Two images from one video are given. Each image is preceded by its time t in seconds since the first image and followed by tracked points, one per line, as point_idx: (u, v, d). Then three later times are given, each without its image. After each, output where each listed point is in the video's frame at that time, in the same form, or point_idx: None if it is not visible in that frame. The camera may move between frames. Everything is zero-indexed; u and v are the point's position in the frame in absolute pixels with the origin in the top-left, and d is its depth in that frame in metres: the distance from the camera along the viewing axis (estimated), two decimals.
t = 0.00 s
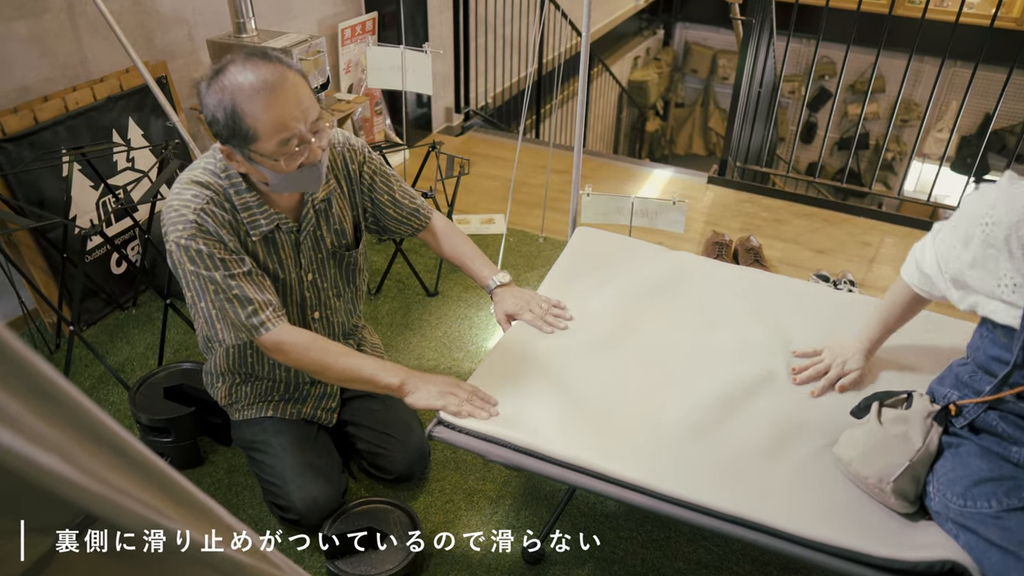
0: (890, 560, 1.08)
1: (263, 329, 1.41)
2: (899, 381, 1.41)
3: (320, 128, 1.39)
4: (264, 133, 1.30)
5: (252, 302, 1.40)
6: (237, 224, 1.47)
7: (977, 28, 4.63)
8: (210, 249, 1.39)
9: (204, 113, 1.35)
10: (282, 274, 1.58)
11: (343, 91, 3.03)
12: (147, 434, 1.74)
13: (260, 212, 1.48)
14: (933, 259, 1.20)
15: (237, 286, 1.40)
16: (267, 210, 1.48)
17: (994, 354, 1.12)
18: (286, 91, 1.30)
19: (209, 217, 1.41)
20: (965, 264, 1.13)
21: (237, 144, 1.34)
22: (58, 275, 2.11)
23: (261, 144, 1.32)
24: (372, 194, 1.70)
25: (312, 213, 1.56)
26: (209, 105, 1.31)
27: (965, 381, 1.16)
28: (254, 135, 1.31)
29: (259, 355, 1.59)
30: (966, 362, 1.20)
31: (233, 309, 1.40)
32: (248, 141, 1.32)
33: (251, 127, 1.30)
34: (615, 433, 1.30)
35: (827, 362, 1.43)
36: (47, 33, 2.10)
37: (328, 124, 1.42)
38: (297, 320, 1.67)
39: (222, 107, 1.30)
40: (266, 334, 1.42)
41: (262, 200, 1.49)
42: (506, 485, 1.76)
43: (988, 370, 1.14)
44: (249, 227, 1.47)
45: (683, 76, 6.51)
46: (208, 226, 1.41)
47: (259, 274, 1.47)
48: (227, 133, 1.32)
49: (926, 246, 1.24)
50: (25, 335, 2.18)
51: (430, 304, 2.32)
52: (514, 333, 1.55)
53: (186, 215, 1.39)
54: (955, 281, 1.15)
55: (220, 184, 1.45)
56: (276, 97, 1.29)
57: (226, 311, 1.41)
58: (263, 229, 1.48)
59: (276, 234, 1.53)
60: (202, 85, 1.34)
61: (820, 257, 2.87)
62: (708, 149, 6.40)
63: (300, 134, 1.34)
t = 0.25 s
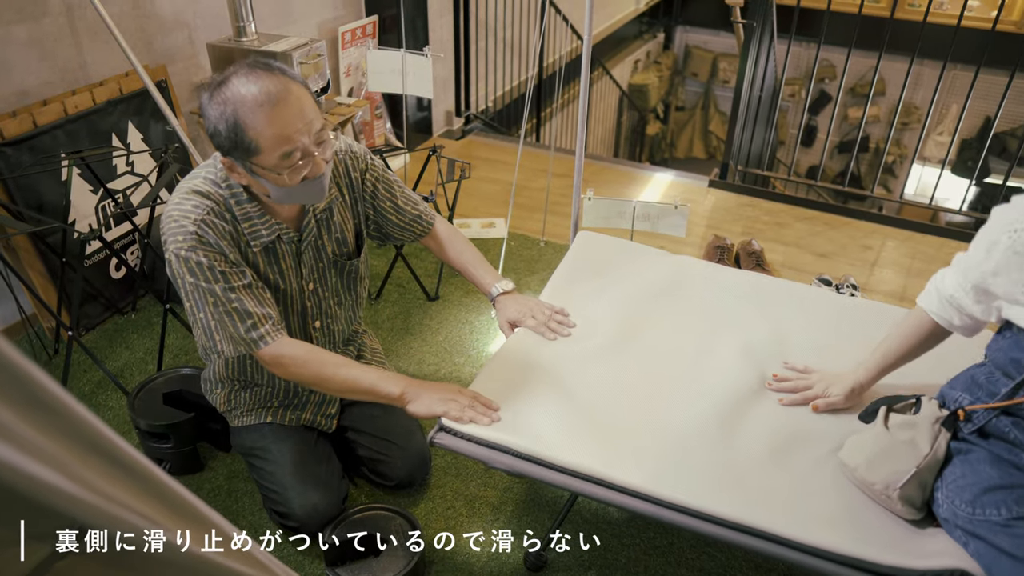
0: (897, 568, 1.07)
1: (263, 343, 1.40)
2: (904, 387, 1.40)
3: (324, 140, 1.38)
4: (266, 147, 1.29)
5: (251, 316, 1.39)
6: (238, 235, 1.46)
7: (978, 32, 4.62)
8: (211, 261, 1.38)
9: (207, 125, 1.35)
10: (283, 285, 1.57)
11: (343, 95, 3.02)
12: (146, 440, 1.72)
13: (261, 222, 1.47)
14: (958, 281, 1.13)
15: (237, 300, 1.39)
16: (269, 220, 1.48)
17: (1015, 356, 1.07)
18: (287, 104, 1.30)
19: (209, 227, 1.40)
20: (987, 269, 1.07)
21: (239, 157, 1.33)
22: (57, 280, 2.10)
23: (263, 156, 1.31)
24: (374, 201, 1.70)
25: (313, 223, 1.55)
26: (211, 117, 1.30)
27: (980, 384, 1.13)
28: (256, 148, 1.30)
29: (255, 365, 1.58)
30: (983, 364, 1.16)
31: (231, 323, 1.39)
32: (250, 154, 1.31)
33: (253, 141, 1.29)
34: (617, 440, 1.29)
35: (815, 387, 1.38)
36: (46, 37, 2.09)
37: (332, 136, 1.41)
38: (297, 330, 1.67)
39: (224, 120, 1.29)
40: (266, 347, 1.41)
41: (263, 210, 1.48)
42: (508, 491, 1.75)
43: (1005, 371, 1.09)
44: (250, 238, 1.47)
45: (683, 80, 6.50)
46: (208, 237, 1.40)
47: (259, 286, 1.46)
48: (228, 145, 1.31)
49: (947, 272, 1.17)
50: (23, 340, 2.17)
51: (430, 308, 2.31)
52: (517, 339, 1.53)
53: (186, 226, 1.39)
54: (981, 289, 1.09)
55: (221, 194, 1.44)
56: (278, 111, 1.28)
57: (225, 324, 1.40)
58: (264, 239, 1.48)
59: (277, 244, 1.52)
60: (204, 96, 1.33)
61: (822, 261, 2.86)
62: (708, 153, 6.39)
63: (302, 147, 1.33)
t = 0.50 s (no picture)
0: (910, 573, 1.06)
1: (262, 343, 1.39)
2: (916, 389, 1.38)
3: (320, 137, 1.36)
4: (261, 145, 1.28)
5: (247, 317, 1.38)
6: (236, 233, 1.45)
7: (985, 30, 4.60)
8: (207, 261, 1.37)
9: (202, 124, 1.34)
10: (282, 282, 1.55)
11: (347, 92, 3.00)
12: (148, 438, 1.71)
13: (259, 220, 1.45)
14: (986, 299, 1.04)
15: (234, 300, 1.38)
16: (266, 218, 1.46)
17: None
18: (282, 101, 1.28)
19: (205, 227, 1.39)
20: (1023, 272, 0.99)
21: (235, 157, 1.31)
22: (59, 276, 2.08)
23: (259, 154, 1.29)
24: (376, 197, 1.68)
25: (312, 220, 1.54)
26: (204, 118, 1.29)
27: (1000, 387, 1.08)
28: (252, 146, 1.28)
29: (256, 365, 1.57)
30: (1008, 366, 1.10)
31: (229, 321, 1.38)
32: (245, 152, 1.29)
33: (247, 139, 1.28)
34: (625, 443, 1.27)
35: (813, 402, 1.35)
36: (48, 32, 2.08)
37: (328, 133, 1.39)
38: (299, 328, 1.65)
39: (217, 119, 1.28)
40: (262, 348, 1.40)
41: (261, 208, 1.47)
42: (513, 491, 1.73)
43: None
44: (248, 235, 1.45)
45: (687, 78, 6.49)
46: (205, 237, 1.39)
47: (259, 286, 1.44)
48: (223, 145, 1.30)
49: (970, 288, 1.09)
50: (25, 337, 2.16)
51: (434, 306, 2.30)
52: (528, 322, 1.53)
53: (182, 225, 1.37)
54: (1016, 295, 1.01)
55: (218, 192, 1.43)
56: (274, 108, 1.27)
57: (224, 324, 1.39)
58: (262, 237, 1.46)
59: (275, 242, 1.50)
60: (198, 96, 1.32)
61: (827, 260, 2.84)
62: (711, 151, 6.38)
63: (299, 144, 1.32)
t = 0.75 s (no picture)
0: None
1: (234, 351, 1.41)
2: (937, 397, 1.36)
3: (307, 125, 1.35)
4: (246, 136, 1.27)
5: (226, 326, 1.40)
6: (226, 229, 1.45)
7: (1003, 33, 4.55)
8: (195, 262, 1.39)
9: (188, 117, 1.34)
10: (281, 278, 1.55)
11: (360, 91, 2.98)
12: (160, 437, 1.71)
13: (253, 215, 1.45)
14: (1015, 312, 1.02)
15: (216, 307, 1.39)
16: (259, 212, 1.46)
17: None
18: (267, 90, 1.27)
19: (195, 224, 1.40)
20: None
21: (222, 148, 1.31)
22: (72, 274, 2.08)
23: (245, 145, 1.29)
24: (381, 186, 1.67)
25: (310, 213, 1.52)
26: (190, 109, 1.29)
27: None
28: (236, 136, 1.28)
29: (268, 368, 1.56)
30: None
31: (210, 325, 1.39)
32: (230, 142, 1.28)
33: (231, 130, 1.27)
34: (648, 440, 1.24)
35: (832, 406, 1.32)
36: (64, 29, 2.08)
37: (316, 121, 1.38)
38: (305, 319, 1.64)
39: (201, 111, 1.27)
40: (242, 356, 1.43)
41: (254, 202, 1.46)
42: (526, 493, 1.72)
43: None
44: (241, 231, 1.45)
45: (699, 79, 6.46)
46: (194, 234, 1.40)
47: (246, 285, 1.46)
48: (208, 136, 1.29)
49: (997, 303, 1.07)
50: (38, 335, 2.16)
51: (447, 307, 2.29)
52: (541, 274, 1.54)
53: (173, 223, 1.39)
54: None
55: (212, 187, 1.44)
56: (257, 97, 1.26)
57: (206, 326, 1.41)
58: (255, 231, 1.46)
59: (270, 236, 1.50)
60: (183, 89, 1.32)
61: (843, 265, 2.81)
62: (724, 153, 6.35)
63: (285, 134, 1.31)
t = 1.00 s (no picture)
0: None
1: (234, 351, 1.41)
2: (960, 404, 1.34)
3: (318, 139, 1.34)
4: (257, 152, 1.27)
5: (226, 325, 1.39)
6: (233, 225, 1.45)
7: None
8: (200, 259, 1.39)
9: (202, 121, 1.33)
10: (290, 274, 1.54)
11: (376, 89, 2.98)
12: (174, 432, 1.71)
13: (261, 212, 1.45)
14: None
15: (218, 306, 1.39)
16: (268, 210, 1.45)
17: None
18: (280, 106, 1.26)
19: (203, 221, 1.40)
20: None
21: (233, 159, 1.30)
22: (89, 268, 2.09)
23: (256, 161, 1.28)
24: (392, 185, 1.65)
25: (319, 211, 1.51)
26: (202, 117, 1.28)
27: None
28: (248, 151, 1.27)
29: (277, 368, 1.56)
30: None
31: (211, 323, 1.39)
32: (242, 156, 1.28)
33: (242, 145, 1.26)
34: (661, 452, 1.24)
35: (850, 414, 1.31)
36: (83, 24, 2.09)
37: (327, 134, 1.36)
38: (316, 316, 1.64)
39: (213, 123, 1.27)
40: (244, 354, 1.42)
41: (264, 200, 1.46)
42: (540, 494, 1.71)
43: None
44: (249, 228, 1.45)
45: (716, 80, 6.42)
46: (201, 232, 1.40)
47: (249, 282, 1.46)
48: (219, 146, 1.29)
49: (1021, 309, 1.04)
50: (54, 328, 2.17)
51: (461, 306, 2.28)
52: (566, 291, 1.42)
53: (181, 219, 1.39)
54: None
55: (222, 183, 1.43)
56: (270, 114, 1.25)
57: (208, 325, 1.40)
58: (263, 229, 1.45)
59: (278, 233, 1.49)
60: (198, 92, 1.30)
61: (861, 268, 2.79)
62: (739, 154, 6.32)
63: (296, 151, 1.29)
